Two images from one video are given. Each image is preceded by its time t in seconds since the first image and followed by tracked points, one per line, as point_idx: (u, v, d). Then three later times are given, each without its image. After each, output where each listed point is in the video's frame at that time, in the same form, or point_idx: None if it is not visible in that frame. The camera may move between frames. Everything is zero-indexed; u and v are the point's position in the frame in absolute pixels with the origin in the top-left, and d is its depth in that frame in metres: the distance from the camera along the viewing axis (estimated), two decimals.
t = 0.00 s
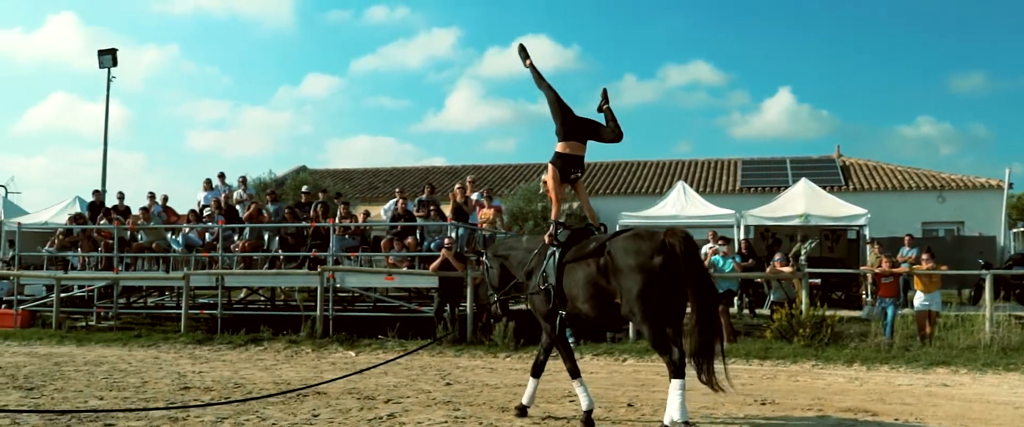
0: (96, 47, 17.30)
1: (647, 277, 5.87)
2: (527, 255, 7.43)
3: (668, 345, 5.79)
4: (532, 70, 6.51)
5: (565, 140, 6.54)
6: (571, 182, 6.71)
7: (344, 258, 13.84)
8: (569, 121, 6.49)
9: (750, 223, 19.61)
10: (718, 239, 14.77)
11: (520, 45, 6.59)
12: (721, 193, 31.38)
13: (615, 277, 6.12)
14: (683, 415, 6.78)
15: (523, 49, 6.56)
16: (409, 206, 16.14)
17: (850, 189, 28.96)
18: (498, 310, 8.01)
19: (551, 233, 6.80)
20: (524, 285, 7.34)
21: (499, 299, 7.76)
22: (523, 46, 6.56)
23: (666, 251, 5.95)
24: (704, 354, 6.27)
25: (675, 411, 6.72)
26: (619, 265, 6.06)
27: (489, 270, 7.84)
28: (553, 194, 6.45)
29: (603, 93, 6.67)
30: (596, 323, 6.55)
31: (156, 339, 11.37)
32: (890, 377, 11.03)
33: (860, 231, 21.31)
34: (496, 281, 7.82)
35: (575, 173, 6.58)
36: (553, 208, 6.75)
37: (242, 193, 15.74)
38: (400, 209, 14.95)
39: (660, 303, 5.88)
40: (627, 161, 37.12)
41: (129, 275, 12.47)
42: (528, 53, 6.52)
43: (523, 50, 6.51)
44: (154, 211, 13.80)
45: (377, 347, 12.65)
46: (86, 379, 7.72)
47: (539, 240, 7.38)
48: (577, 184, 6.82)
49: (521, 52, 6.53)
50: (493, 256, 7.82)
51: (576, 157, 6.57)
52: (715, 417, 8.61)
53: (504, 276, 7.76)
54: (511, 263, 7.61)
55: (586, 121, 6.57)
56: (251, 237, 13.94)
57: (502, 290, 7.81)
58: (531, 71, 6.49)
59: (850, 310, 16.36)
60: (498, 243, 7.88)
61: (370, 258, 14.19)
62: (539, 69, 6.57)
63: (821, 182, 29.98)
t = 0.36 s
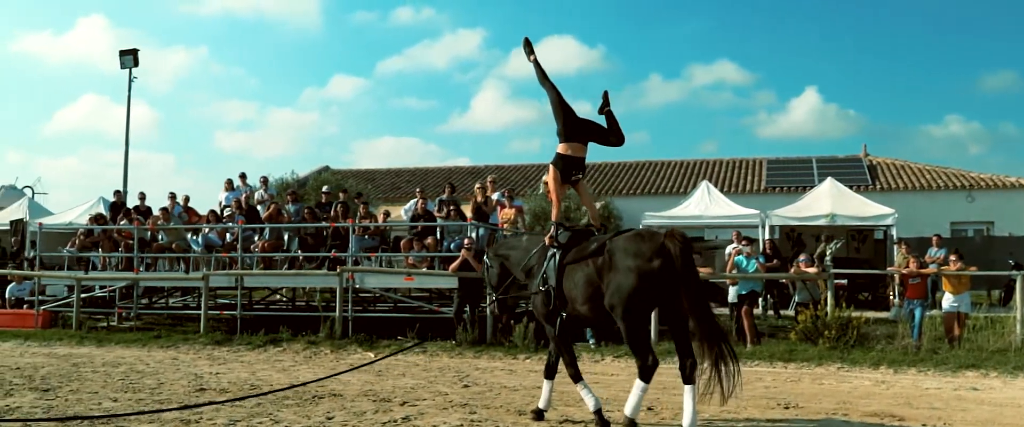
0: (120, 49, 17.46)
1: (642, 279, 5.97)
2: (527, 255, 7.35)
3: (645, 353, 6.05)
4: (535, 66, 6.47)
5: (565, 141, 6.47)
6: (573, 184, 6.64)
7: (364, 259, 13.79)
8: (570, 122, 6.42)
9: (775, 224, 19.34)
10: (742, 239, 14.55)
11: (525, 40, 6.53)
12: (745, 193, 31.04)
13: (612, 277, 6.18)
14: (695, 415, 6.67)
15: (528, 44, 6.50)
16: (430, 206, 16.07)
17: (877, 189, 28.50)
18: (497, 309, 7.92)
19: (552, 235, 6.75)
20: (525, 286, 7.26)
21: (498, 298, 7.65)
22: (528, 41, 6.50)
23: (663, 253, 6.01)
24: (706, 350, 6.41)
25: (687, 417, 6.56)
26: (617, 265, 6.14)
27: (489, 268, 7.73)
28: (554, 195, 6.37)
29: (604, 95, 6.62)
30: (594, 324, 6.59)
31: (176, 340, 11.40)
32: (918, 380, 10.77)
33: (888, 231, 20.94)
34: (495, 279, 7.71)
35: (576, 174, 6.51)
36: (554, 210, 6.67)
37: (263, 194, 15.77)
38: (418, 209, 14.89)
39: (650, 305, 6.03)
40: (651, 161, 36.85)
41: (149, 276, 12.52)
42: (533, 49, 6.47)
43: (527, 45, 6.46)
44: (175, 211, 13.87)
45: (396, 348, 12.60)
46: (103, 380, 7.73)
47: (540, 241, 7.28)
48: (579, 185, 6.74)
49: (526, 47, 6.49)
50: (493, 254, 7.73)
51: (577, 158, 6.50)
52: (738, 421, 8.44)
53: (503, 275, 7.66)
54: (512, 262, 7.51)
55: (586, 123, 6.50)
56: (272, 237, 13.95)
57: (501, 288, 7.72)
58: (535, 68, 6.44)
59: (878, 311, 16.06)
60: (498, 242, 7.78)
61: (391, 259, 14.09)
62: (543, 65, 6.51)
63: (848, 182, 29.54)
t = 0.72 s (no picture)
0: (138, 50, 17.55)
1: (635, 288, 6.01)
2: (524, 254, 7.27)
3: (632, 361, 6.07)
4: (534, 61, 6.31)
5: (560, 140, 6.36)
6: (569, 183, 6.53)
7: (381, 259, 13.70)
8: (565, 121, 6.32)
9: (797, 223, 19.08)
10: (764, 239, 14.32)
11: (524, 33, 6.39)
12: (767, 193, 30.70)
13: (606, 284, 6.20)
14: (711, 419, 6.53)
15: (526, 38, 6.37)
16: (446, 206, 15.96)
17: (902, 189, 28.06)
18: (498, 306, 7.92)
19: (549, 236, 6.68)
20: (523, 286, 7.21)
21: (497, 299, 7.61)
22: (526, 34, 6.37)
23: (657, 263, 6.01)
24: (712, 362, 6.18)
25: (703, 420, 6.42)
26: (611, 272, 6.17)
27: (486, 269, 7.66)
28: (550, 196, 6.27)
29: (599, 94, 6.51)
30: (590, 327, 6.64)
31: (192, 341, 11.40)
32: (944, 384, 10.52)
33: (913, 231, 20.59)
34: (493, 280, 7.63)
35: (572, 174, 6.41)
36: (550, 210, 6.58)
37: (280, 194, 15.76)
38: (435, 210, 14.81)
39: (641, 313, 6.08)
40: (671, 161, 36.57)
41: (166, 276, 12.54)
42: (530, 43, 6.34)
43: (526, 38, 6.32)
44: (191, 212, 13.89)
45: (412, 350, 12.53)
46: (115, 382, 7.72)
47: (538, 240, 7.23)
48: (576, 184, 6.64)
49: (524, 40, 6.35)
50: (490, 253, 7.65)
51: (573, 158, 6.40)
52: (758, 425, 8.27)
53: (501, 276, 7.59)
54: (509, 262, 7.43)
55: (581, 122, 6.39)
56: (288, 238, 13.93)
57: (498, 289, 7.64)
58: (532, 63, 6.31)
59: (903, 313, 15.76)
60: (494, 242, 7.70)
61: (407, 261, 13.96)
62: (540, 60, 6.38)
63: (873, 182, 29.11)
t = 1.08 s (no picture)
0: (157, 51, 17.62)
1: (637, 284, 5.91)
2: (522, 254, 7.35)
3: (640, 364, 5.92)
4: (529, 56, 6.34)
5: (554, 139, 6.42)
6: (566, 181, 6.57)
7: (397, 259, 13.57)
8: (558, 119, 6.38)
9: (819, 224, 18.83)
10: (785, 240, 14.09)
11: (523, 28, 6.38)
12: (789, 193, 30.37)
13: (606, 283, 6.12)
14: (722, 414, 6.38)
15: (524, 32, 6.36)
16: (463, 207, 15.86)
17: (927, 188, 27.60)
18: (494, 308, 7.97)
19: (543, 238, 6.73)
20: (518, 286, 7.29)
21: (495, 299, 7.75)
22: (525, 29, 6.36)
23: (656, 256, 5.84)
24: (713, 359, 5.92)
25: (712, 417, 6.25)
26: (611, 270, 6.08)
27: (484, 269, 7.78)
28: (545, 195, 6.33)
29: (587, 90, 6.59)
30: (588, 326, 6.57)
31: (208, 342, 11.39)
32: (970, 389, 10.26)
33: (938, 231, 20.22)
34: (492, 280, 7.79)
35: (568, 171, 6.44)
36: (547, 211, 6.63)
37: (297, 194, 15.77)
38: (452, 209, 14.76)
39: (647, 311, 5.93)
40: (691, 160, 36.27)
41: (182, 277, 12.54)
42: (528, 39, 6.36)
43: (524, 34, 6.32)
44: (208, 212, 13.93)
45: (428, 352, 12.45)
46: (128, 383, 7.69)
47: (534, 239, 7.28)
48: (572, 183, 6.70)
49: (523, 36, 6.35)
50: (488, 254, 7.75)
51: (567, 156, 6.44)
52: None
53: (499, 276, 7.73)
54: (507, 262, 7.53)
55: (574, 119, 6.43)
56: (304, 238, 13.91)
57: (497, 290, 7.81)
58: (529, 60, 6.35)
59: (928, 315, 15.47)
60: (493, 243, 7.83)
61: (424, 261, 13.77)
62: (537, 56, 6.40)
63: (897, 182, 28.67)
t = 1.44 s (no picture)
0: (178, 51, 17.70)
1: (640, 282, 5.78)
2: (524, 254, 7.27)
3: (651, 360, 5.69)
4: (541, 51, 6.23)
5: (550, 138, 6.33)
6: (562, 180, 6.49)
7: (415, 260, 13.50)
8: (554, 118, 6.29)
9: (843, 224, 18.55)
10: (808, 240, 13.89)
11: (541, 22, 6.26)
12: (813, 193, 30.00)
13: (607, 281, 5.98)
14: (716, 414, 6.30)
15: (541, 27, 6.25)
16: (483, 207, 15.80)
17: (955, 188, 27.11)
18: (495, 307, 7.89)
19: (540, 239, 6.64)
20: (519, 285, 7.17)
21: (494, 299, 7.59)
22: (542, 24, 6.24)
23: (659, 252, 5.75)
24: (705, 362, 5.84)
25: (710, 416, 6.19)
26: (613, 269, 5.96)
27: (485, 268, 7.65)
28: (541, 194, 6.26)
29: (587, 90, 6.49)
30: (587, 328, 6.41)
31: (226, 343, 11.38)
32: (999, 393, 10.00)
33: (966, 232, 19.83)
34: (492, 280, 7.62)
35: (565, 171, 6.37)
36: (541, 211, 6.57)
37: (316, 194, 15.77)
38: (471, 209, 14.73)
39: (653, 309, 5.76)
40: (713, 160, 35.93)
41: (200, 277, 12.55)
42: (544, 33, 6.23)
43: (541, 28, 6.20)
44: (226, 212, 13.95)
45: (446, 354, 12.36)
46: (144, 384, 7.66)
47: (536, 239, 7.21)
48: (568, 182, 6.62)
49: (540, 30, 6.23)
50: (489, 253, 7.66)
51: (564, 155, 6.35)
52: None
53: (499, 275, 7.59)
54: (508, 261, 7.43)
55: (573, 118, 6.33)
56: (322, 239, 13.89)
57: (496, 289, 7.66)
58: (541, 55, 6.23)
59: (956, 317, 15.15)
60: (494, 242, 7.71)
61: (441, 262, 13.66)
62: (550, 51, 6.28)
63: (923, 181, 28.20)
